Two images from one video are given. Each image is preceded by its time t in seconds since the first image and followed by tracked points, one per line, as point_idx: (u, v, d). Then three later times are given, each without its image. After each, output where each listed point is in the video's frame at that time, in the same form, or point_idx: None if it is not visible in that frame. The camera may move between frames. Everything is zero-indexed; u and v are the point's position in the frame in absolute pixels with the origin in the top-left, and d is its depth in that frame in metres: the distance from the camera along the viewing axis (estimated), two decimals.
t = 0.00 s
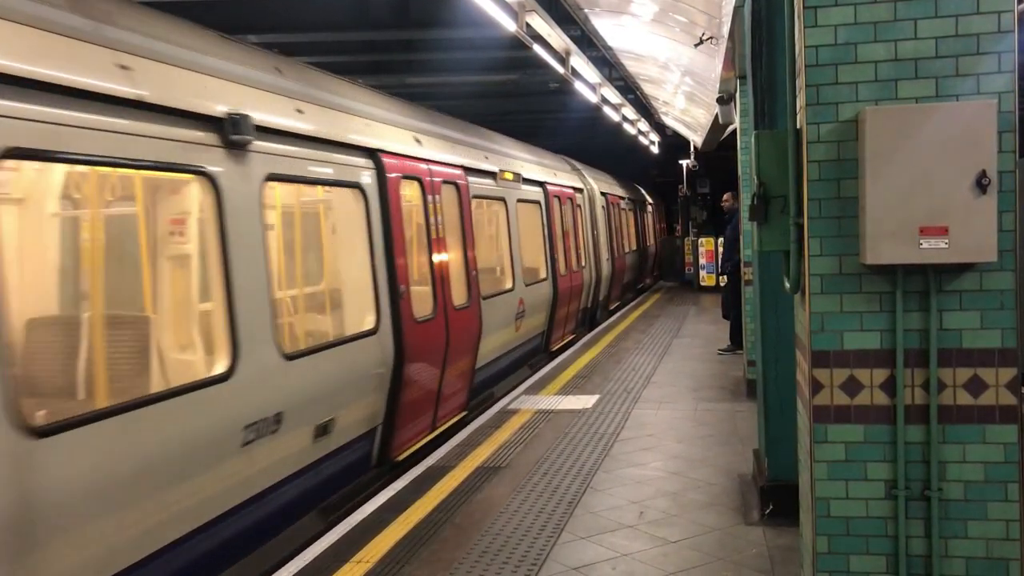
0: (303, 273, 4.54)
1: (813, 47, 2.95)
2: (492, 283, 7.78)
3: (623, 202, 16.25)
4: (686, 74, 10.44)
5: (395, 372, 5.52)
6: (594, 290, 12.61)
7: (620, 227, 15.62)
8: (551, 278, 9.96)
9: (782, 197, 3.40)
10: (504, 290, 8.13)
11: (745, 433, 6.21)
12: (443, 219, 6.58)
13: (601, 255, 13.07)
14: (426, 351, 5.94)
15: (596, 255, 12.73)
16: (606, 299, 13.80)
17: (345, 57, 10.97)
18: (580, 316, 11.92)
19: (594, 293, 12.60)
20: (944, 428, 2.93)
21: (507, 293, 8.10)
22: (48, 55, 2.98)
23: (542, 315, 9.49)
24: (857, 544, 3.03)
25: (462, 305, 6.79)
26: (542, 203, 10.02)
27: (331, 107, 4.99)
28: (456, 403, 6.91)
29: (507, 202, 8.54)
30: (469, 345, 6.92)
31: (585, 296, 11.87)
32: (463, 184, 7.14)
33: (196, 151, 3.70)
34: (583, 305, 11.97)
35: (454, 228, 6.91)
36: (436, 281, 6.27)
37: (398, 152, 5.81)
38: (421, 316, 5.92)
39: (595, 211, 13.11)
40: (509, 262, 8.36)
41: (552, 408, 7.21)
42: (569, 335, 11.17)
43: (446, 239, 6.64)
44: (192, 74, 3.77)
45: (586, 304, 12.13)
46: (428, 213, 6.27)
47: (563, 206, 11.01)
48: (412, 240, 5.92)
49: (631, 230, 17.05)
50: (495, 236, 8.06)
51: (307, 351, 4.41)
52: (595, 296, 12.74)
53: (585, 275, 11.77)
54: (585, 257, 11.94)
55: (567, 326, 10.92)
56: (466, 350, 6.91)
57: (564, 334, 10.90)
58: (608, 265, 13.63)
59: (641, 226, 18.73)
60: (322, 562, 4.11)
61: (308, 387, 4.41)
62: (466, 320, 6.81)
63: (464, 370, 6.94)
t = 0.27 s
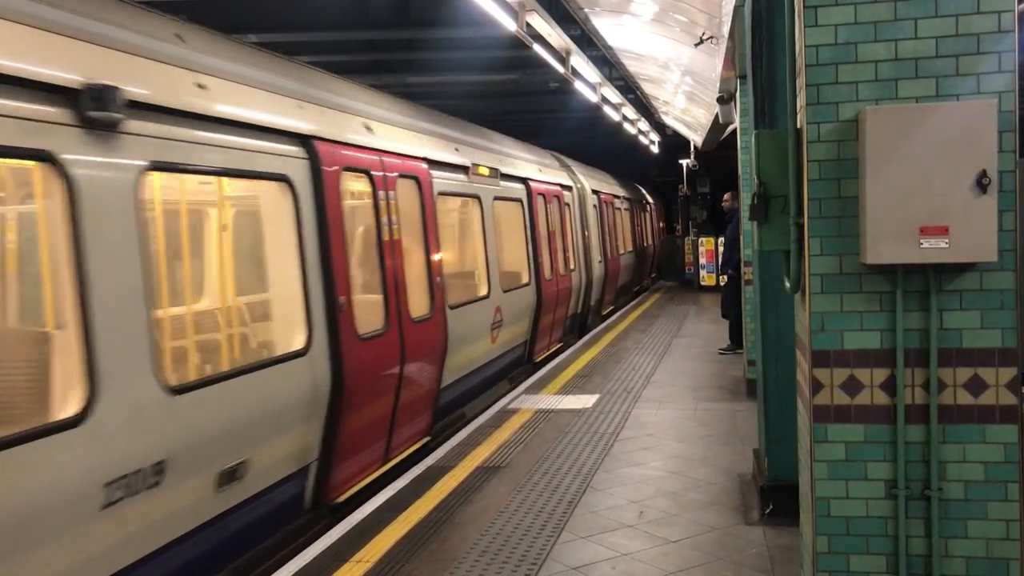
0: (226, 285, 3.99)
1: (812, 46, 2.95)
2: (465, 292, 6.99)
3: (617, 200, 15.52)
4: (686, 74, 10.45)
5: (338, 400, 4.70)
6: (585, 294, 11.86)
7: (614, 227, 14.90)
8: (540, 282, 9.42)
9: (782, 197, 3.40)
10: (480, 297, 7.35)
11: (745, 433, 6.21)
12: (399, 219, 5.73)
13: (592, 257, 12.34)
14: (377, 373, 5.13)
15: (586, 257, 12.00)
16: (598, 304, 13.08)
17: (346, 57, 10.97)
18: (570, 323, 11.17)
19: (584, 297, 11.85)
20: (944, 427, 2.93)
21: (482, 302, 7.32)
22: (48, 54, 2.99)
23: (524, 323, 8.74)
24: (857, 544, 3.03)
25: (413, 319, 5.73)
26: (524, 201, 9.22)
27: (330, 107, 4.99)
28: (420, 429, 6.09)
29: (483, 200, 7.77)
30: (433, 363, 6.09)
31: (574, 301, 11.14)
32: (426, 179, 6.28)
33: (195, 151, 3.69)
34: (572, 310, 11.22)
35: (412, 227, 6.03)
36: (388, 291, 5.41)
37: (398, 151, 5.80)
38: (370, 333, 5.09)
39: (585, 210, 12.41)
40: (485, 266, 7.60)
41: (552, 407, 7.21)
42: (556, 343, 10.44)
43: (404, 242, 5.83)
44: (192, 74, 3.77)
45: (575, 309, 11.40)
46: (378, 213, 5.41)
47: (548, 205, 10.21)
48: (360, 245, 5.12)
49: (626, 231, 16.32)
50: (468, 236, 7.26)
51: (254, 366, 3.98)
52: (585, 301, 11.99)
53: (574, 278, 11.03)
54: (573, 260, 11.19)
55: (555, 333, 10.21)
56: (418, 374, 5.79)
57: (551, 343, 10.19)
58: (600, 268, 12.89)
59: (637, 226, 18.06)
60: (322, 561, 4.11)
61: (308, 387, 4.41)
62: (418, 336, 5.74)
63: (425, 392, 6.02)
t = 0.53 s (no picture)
0: (157, 287, 3.40)
1: (813, 46, 2.95)
2: (430, 301, 6.18)
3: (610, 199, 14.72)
4: (686, 73, 10.44)
5: (253, 436, 3.90)
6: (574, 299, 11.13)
7: (606, 226, 13.84)
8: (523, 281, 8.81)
9: (782, 196, 3.39)
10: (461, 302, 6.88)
11: (745, 432, 6.21)
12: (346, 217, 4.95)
13: (581, 260, 11.61)
14: (312, 400, 4.35)
15: (575, 260, 11.28)
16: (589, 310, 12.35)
17: (345, 56, 10.99)
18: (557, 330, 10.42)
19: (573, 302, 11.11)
20: (944, 427, 2.93)
21: (451, 311, 6.54)
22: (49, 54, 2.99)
23: (503, 333, 7.98)
24: (857, 544, 3.03)
25: (357, 335, 4.88)
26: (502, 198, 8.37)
27: (330, 106, 4.98)
28: (374, 458, 5.29)
29: (455, 197, 6.99)
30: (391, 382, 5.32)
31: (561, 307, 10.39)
32: (380, 173, 5.41)
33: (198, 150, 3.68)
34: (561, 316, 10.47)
35: (362, 228, 5.18)
36: (327, 303, 4.59)
37: (398, 150, 5.80)
38: (297, 353, 4.27)
39: (574, 208, 11.70)
40: (455, 272, 6.80)
41: (552, 407, 7.20)
42: (541, 353, 9.68)
43: (351, 243, 5.01)
44: (192, 73, 3.77)
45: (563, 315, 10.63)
46: (313, 211, 4.56)
47: (532, 205, 9.41)
48: (292, 251, 4.34)
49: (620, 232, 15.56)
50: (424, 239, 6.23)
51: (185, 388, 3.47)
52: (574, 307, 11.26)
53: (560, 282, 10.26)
54: (560, 263, 10.41)
55: (539, 342, 9.44)
56: (369, 397, 5.00)
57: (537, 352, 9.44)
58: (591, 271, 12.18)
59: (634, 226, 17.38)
60: (321, 560, 4.11)
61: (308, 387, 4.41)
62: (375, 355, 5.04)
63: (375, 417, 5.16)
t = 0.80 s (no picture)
0: (171, 284, 3.47)
1: (813, 45, 2.94)
2: (385, 312, 5.43)
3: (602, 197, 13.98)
4: (686, 72, 10.43)
5: (210, 456, 3.64)
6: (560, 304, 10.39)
7: (597, 226, 13.10)
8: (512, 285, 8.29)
9: (782, 195, 3.39)
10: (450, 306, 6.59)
11: (745, 431, 6.20)
12: (272, 215, 4.24)
13: (569, 262, 10.89)
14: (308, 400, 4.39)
15: (560, 262, 10.56)
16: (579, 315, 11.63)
17: (346, 54, 10.98)
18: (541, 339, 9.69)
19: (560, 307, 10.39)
20: (944, 426, 2.93)
21: (412, 322, 5.80)
22: (49, 53, 2.99)
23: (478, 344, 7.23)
24: (857, 543, 3.03)
25: (280, 358, 4.16)
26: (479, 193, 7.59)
27: (329, 104, 4.97)
28: (312, 494, 4.64)
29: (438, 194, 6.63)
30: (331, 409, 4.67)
31: (545, 313, 9.65)
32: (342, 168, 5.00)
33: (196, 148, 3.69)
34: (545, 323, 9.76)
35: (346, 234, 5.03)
36: (240, 322, 3.89)
37: (398, 150, 5.80)
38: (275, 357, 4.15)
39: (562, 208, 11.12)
40: (418, 277, 6.06)
41: (552, 406, 7.20)
42: (522, 365, 8.93)
43: (281, 248, 4.30)
44: (191, 73, 3.77)
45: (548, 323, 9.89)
46: (220, 210, 3.83)
47: (513, 202, 8.64)
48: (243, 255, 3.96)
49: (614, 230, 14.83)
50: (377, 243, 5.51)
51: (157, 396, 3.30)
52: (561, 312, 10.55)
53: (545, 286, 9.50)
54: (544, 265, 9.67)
55: (520, 351, 8.71)
56: (299, 426, 4.34)
57: (518, 363, 8.70)
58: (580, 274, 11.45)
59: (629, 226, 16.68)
60: (321, 559, 4.11)
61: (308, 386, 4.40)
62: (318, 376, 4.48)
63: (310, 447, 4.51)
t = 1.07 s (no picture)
0: (58, 298, 2.94)
1: (812, 44, 2.94)
2: (328, 327, 4.68)
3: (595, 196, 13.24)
4: (687, 71, 10.42)
5: (124, 492, 3.16)
6: (546, 311, 9.62)
7: (588, 226, 12.38)
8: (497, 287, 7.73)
9: (782, 194, 3.39)
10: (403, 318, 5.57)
11: (745, 430, 6.20)
12: (175, 213, 3.54)
13: (557, 264, 10.11)
14: (243, 420, 3.85)
15: (547, 264, 9.76)
16: (567, 322, 10.90)
17: (346, 53, 10.98)
18: (523, 349, 8.91)
19: (546, 313, 9.62)
20: (944, 425, 2.93)
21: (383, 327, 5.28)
22: (48, 52, 2.99)
23: (447, 358, 6.45)
24: (857, 542, 3.03)
25: (164, 391, 3.35)
26: (450, 188, 6.78)
27: (329, 103, 4.97)
28: (228, 545, 3.90)
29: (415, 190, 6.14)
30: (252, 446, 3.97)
31: (527, 321, 8.84)
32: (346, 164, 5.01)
33: (194, 147, 3.69)
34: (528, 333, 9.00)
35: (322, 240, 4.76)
36: (135, 344, 3.20)
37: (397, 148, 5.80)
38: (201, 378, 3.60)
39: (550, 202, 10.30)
40: (390, 279, 5.48)
41: (553, 405, 7.20)
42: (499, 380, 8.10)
43: (182, 253, 3.55)
44: (192, 72, 3.78)
45: (531, 333, 9.13)
46: (218, 209, 3.81)
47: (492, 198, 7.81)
48: (244, 255, 3.96)
49: (607, 229, 14.09)
50: (319, 246, 4.71)
51: (69, 427, 2.90)
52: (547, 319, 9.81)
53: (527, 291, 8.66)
54: (526, 267, 8.85)
55: (498, 364, 7.88)
56: (196, 470, 3.57)
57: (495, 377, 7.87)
58: (570, 277, 10.70)
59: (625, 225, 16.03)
60: (321, 558, 4.11)
61: (306, 386, 4.40)
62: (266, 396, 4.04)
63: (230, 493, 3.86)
